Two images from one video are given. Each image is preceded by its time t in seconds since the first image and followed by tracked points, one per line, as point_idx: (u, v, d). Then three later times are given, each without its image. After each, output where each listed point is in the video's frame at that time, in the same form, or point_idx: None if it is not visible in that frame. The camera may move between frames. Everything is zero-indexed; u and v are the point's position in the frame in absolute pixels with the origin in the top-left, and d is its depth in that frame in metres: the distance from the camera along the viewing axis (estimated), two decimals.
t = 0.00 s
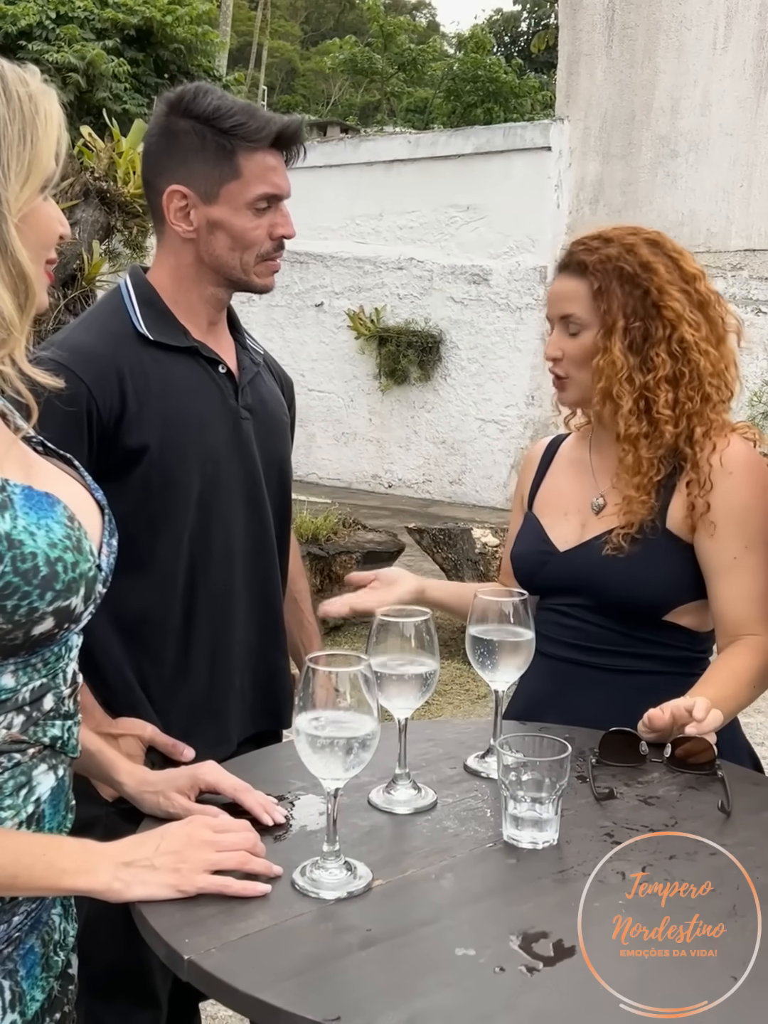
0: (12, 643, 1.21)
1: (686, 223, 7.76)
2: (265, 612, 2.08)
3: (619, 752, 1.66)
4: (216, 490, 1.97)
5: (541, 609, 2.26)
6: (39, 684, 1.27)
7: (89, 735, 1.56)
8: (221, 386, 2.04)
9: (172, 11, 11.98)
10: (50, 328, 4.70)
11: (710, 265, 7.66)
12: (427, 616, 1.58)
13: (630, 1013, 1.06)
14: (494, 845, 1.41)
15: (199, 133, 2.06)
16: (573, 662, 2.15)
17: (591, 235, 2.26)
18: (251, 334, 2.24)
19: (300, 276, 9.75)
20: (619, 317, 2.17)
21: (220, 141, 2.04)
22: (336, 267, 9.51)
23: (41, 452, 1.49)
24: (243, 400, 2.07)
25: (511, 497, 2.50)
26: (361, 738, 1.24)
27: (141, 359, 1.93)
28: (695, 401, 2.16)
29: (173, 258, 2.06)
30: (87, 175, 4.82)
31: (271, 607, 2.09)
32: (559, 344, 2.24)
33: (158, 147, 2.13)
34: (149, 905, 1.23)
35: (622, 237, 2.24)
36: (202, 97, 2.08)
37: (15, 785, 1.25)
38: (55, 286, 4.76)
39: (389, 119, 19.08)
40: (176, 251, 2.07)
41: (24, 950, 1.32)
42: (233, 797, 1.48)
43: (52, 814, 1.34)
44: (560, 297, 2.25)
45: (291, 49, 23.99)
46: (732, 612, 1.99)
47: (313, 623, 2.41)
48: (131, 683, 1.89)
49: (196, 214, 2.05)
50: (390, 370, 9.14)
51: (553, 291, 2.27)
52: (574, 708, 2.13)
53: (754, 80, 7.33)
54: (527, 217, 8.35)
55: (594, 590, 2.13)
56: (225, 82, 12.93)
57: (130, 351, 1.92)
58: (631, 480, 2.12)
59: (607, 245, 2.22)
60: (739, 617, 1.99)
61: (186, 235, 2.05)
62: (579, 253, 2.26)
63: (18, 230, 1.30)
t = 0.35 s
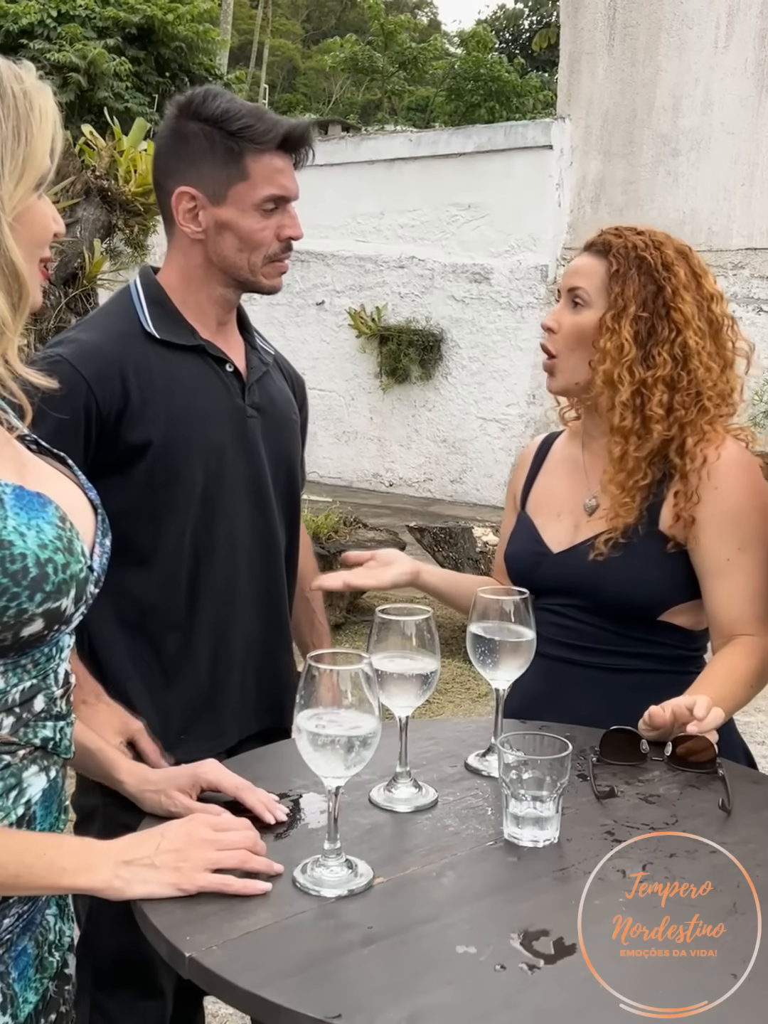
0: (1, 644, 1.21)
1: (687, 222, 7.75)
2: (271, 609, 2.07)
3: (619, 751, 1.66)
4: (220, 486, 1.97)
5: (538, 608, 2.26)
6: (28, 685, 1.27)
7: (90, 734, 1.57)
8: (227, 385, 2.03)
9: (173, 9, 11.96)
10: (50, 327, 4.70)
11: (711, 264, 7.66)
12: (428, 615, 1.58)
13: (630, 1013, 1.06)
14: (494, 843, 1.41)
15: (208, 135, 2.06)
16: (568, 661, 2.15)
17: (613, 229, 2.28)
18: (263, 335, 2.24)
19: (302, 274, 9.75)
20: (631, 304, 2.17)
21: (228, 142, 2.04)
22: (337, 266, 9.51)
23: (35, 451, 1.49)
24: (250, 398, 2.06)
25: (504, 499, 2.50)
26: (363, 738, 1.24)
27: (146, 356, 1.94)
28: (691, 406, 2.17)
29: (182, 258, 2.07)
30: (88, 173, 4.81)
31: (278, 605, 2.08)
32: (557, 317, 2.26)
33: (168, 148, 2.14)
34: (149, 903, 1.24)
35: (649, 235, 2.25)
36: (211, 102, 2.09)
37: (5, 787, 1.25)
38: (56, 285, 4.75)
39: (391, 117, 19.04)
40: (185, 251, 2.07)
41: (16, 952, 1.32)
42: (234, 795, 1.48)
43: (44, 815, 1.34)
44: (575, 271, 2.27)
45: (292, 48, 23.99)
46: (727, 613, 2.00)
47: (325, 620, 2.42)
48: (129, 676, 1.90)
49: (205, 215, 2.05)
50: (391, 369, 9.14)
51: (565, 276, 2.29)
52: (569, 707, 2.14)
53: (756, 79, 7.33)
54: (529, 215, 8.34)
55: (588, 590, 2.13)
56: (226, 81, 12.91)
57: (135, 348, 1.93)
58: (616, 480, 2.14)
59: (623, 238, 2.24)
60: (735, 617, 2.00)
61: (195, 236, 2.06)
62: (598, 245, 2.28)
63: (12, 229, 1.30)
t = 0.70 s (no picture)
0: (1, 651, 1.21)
1: (690, 221, 7.76)
2: (279, 606, 2.07)
3: (621, 749, 1.66)
4: (228, 484, 1.97)
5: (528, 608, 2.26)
6: (28, 692, 1.27)
7: (93, 734, 1.57)
8: (237, 383, 2.03)
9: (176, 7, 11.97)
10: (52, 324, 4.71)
11: (713, 262, 7.67)
12: (432, 613, 1.58)
13: (630, 1013, 1.05)
14: (497, 841, 1.41)
15: (218, 137, 2.07)
16: (557, 660, 2.16)
17: (601, 225, 2.29)
18: (276, 334, 2.24)
19: (304, 273, 9.76)
20: (615, 298, 2.19)
21: (238, 144, 2.05)
22: (339, 264, 9.52)
23: (30, 451, 1.50)
24: (259, 395, 2.06)
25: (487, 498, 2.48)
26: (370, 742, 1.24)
27: (156, 354, 1.95)
28: (672, 405, 2.18)
29: (193, 258, 2.07)
30: (91, 171, 4.82)
31: (286, 602, 2.08)
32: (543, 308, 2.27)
33: (178, 150, 2.14)
34: (153, 901, 1.24)
35: (635, 234, 2.26)
36: (222, 103, 2.09)
37: (4, 793, 1.26)
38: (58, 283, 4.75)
39: (393, 115, 19.00)
40: (195, 251, 2.07)
41: (18, 960, 1.32)
42: (239, 792, 1.49)
43: (45, 818, 1.34)
44: (562, 265, 2.28)
45: (295, 46, 23.99)
46: (718, 610, 2.02)
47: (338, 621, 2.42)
48: (135, 670, 1.92)
49: (214, 215, 2.05)
50: (393, 367, 9.15)
51: (552, 270, 2.30)
52: (556, 703, 2.15)
53: (759, 77, 7.35)
54: (530, 213, 8.33)
55: (575, 592, 2.14)
56: (228, 78, 12.90)
57: (145, 347, 1.94)
58: (596, 478, 2.15)
59: (610, 234, 2.25)
60: (725, 615, 2.02)
61: (204, 235, 2.06)
62: (586, 240, 2.29)
63: (13, 228, 1.30)
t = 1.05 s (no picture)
0: (20, 654, 1.21)
1: (693, 219, 7.88)
2: (287, 602, 2.07)
3: (627, 747, 1.66)
4: (236, 480, 1.97)
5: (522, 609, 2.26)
6: (43, 695, 1.27)
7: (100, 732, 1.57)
8: (246, 382, 2.03)
9: (178, 4, 11.96)
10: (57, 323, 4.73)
11: (717, 260, 7.70)
12: (437, 611, 1.58)
13: (631, 1013, 1.05)
14: (503, 838, 1.41)
15: (226, 137, 2.06)
16: (548, 656, 2.17)
17: (588, 219, 2.29)
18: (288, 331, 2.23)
19: (307, 271, 9.77)
20: (600, 292, 2.18)
21: (245, 144, 2.04)
22: (342, 262, 9.52)
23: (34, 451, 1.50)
24: (268, 394, 2.05)
25: (476, 491, 2.49)
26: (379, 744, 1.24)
27: (164, 353, 1.95)
28: (657, 402, 2.17)
29: (202, 258, 2.07)
30: (94, 169, 4.85)
31: (295, 597, 2.08)
32: (530, 303, 2.27)
33: (189, 149, 2.14)
34: (160, 899, 1.24)
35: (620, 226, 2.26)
36: (231, 103, 2.08)
37: (20, 797, 1.26)
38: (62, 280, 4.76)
39: (395, 113, 18.98)
40: (204, 251, 2.07)
41: (34, 965, 1.32)
42: (246, 789, 1.49)
43: (59, 820, 1.34)
44: (548, 259, 2.28)
45: (297, 45, 23.98)
46: (710, 607, 2.02)
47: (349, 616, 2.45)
48: (142, 666, 1.93)
49: (222, 215, 2.06)
50: (396, 365, 9.16)
51: (538, 265, 2.30)
52: (544, 697, 2.16)
53: (763, 75, 7.48)
54: (534, 210, 8.29)
55: (562, 592, 2.14)
56: (231, 76, 12.88)
57: (153, 346, 1.94)
58: (582, 475, 2.15)
59: (596, 228, 2.24)
60: (720, 613, 2.03)
61: (213, 235, 2.06)
62: (573, 234, 2.29)
63: (23, 232, 1.30)
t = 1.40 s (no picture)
0: (31, 648, 1.21)
1: (696, 217, 7.88)
2: (293, 600, 2.07)
3: (632, 747, 1.66)
4: (241, 478, 1.97)
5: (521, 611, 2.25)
6: (56, 688, 1.27)
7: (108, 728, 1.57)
8: (251, 380, 2.03)
9: (180, 3, 11.95)
10: (59, 322, 4.73)
11: (719, 258, 7.71)
12: (441, 609, 1.58)
13: (630, 1013, 1.04)
14: (507, 837, 1.41)
15: (224, 132, 2.06)
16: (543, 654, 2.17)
17: (579, 215, 2.28)
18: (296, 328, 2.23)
19: (309, 269, 9.76)
20: (593, 289, 2.18)
21: (241, 140, 2.04)
22: (344, 261, 9.51)
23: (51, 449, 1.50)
24: (274, 393, 2.05)
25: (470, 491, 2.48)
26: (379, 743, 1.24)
27: (168, 351, 1.96)
28: (651, 399, 2.17)
29: (204, 255, 2.08)
30: (96, 167, 4.84)
31: (301, 596, 2.08)
32: (522, 301, 2.26)
33: (192, 145, 2.14)
34: (165, 896, 1.24)
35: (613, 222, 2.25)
36: (231, 98, 2.08)
37: (33, 790, 1.26)
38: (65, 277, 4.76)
39: (398, 112, 18.96)
40: (206, 248, 2.08)
41: (48, 960, 1.32)
42: (249, 787, 1.49)
43: (73, 815, 1.35)
44: (540, 256, 2.27)
45: (300, 43, 23.99)
46: (713, 604, 2.03)
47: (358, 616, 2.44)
48: (149, 664, 1.94)
49: (219, 211, 2.06)
50: (398, 364, 9.16)
51: (530, 262, 2.30)
52: (538, 695, 2.17)
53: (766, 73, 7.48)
54: (534, 210, 8.30)
55: (557, 591, 2.14)
56: (233, 75, 12.87)
57: (158, 344, 1.95)
58: (577, 474, 2.15)
59: (588, 224, 2.24)
60: (726, 607, 2.03)
61: (211, 232, 2.08)
62: (565, 230, 2.28)
63: (37, 230, 1.30)
